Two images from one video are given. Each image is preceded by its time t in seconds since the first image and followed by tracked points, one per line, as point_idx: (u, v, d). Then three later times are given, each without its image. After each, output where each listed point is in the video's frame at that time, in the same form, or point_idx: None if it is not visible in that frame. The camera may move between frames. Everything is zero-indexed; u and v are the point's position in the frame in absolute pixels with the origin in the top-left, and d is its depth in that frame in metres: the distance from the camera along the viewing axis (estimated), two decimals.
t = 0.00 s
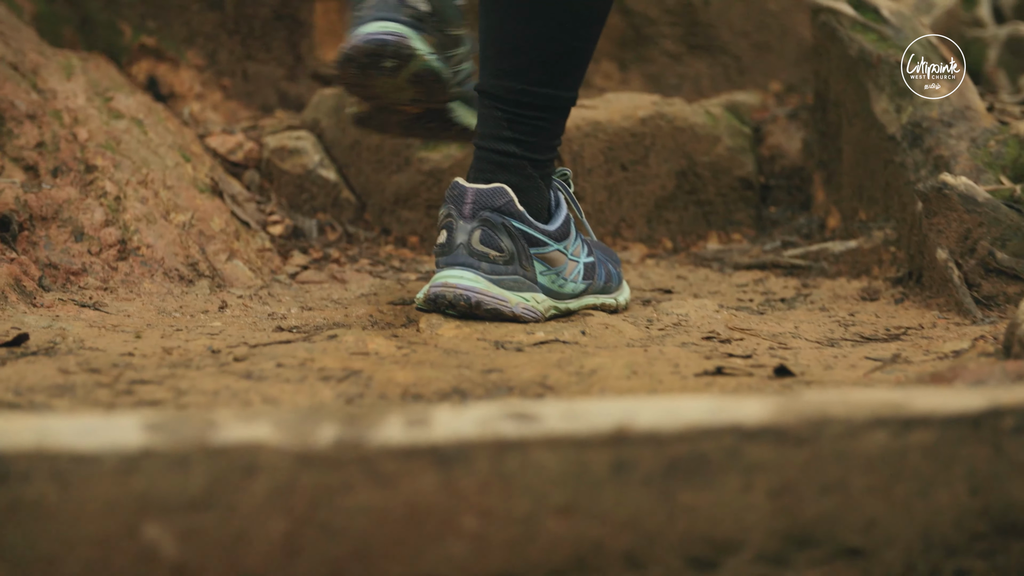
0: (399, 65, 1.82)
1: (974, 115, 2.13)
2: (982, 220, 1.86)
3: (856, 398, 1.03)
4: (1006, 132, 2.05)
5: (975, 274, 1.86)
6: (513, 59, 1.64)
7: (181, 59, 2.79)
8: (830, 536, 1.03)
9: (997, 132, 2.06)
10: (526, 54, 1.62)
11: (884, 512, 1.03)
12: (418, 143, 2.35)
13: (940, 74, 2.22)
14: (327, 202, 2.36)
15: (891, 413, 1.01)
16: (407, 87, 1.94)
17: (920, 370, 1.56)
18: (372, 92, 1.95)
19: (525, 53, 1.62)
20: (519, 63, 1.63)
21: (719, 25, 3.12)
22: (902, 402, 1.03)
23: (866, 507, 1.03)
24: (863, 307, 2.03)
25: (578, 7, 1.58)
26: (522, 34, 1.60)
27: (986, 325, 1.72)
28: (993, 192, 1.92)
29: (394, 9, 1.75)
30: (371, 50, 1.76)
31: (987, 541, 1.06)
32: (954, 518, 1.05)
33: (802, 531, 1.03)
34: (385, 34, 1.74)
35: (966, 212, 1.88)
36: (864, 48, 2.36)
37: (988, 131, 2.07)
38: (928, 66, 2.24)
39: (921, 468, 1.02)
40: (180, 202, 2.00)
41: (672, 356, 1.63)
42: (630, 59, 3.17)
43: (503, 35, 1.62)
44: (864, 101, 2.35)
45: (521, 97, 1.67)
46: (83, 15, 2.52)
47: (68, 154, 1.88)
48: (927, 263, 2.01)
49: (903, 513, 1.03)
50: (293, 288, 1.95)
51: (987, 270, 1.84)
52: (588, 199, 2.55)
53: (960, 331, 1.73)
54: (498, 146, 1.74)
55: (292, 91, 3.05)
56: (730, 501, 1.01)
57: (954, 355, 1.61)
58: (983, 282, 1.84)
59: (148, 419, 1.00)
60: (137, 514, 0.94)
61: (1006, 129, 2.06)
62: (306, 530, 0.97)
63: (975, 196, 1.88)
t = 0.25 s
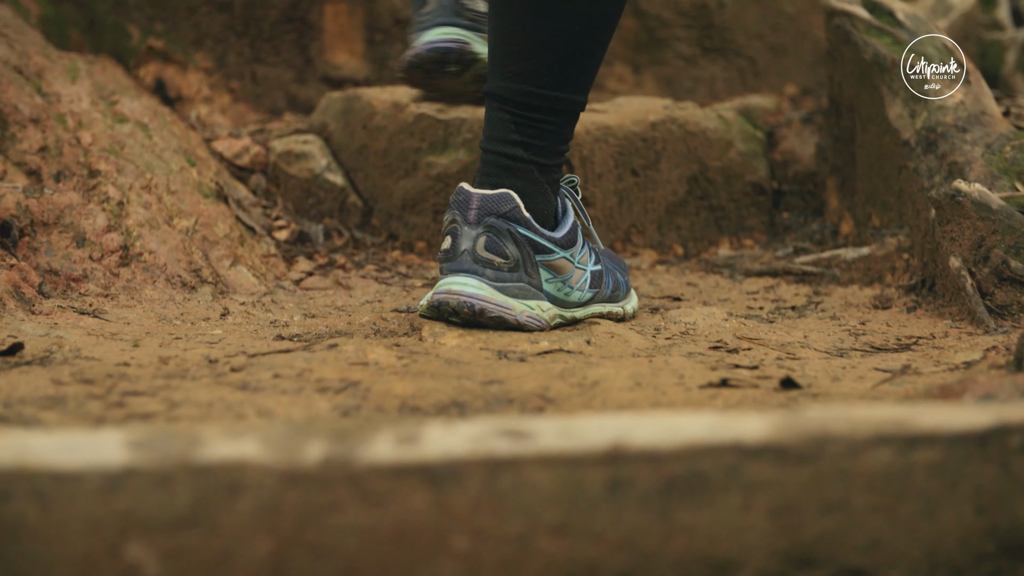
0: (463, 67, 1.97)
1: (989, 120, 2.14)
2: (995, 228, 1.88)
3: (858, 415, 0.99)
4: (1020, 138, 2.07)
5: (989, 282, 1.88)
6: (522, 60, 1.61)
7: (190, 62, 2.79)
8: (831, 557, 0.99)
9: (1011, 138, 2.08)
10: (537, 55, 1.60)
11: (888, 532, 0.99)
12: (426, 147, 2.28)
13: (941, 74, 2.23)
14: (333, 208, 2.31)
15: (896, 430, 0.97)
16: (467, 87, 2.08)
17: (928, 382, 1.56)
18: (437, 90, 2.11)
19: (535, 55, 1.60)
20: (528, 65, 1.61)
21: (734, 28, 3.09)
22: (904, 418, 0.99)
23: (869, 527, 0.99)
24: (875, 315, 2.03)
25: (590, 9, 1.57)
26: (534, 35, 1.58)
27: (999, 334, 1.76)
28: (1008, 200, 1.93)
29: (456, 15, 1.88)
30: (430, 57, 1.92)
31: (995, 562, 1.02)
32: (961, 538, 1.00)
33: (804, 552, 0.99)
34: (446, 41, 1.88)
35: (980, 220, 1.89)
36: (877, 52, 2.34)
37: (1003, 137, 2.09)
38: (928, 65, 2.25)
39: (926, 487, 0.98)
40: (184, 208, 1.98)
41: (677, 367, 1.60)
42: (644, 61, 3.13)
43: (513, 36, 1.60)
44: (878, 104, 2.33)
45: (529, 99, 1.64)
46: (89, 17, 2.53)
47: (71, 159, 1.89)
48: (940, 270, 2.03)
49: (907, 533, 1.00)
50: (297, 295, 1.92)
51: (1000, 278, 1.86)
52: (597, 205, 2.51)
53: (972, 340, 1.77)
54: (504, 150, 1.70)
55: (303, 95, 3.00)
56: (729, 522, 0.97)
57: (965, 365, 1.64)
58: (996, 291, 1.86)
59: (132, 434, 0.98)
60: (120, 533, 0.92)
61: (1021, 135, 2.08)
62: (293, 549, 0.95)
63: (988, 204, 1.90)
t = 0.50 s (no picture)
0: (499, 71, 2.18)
1: (993, 125, 2.11)
2: (997, 235, 1.85)
3: (848, 433, 0.96)
4: None
5: (989, 291, 1.86)
6: (520, 61, 1.58)
7: (187, 63, 2.79)
8: None
9: (1015, 143, 2.05)
10: (535, 55, 1.56)
11: (876, 553, 0.96)
12: (423, 151, 2.28)
13: (940, 75, 2.21)
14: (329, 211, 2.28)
15: (885, 449, 0.94)
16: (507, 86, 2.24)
17: (924, 396, 1.53)
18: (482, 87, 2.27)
19: (533, 56, 1.56)
20: (526, 65, 1.57)
21: (738, 29, 3.03)
22: (896, 437, 0.95)
23: (857, 548, 0.96)
24: (874, 323, 1.99)
25: (590, 8, 1.54)
26: (533, 35, 1.55)
27: (1000, 344, 1.74)
28: (1010, 207, 1.90)
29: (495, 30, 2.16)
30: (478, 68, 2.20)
31: None
32: (949, 559, 0.98)
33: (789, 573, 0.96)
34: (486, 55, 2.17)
35: (981, 227, 1.87)
36: (881, 55, 2.32)
37: (1006, 141, 2.05)
38: (928, 66, 2.23)
39: (915, 508, 0.94)
40: (176, 212, 1.97)
41: (669, 378, 1.57)
42: (646, 63, 3.09)
43: (511, 35, 1.56)
44: (880, 109, 2.31)
45: (526, 100, 1.61)
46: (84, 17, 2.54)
47: (62, 161, 1.87)
48: (940, 278, 2.00)
49: (895, 554, 0.97)
50: (289, 301, 1.90)
51: (1001, 287, 1.84)
52: (593, 209, 2.49)
53: (972, 351, 1.75)
54: (500, 153, 1.66)
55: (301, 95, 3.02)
56: (712, 543, 0.94)
57: (963, 377, 1.62)
58: (997, 300, 1.84)
59: (100, 450, 0.95)
60: (88, 552, 0.91)
61: None
62: (264, 569, 0.92)
63: (990, 210, 1.87)
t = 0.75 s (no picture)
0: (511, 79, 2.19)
1: (987, 130, 2.09)
2: (988, 244, 1.83)
3: (823, 455, 0.92)
4: (1018, 150, 2.02)
5: (981, 300, 1.85)
6: (510, 62, 1.56)
7: (172, 62, 2.55)
8: None
9: (1009, 149, 2.03)
10: (526, 57, 1.54)
11: None
12: (411, 154, 2.16)
13: (940, 75, 2.18)
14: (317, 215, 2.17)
15: (862, 471, 0.90)
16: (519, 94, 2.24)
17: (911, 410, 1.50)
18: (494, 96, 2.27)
19: (523, 57, 1.54)
20: (516, 67, 1.55)
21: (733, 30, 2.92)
22: (872, 459, 0.92)
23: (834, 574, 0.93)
24: (864, 332, 1.95)
25: (583, 10, 1.52)
26: (524, 36, 1.53)
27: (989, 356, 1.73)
28: (1002, 215, 1.89)
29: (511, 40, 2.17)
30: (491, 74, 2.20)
31: None
32: None
33: None
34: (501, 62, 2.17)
35: (973, 237, 1.84)
36: (875, 59, 2.28)
37: (1001, 147, 2.04)
38: (928, 66, 2.19)
39: (893, 531, 0.92)
40: (159, 216, 1.93)
41: (652, 391, 1.54)
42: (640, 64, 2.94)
43: (502, 36, 1.54)
44: (874, 113, 2.27)
45: (515, 101, 1.58)
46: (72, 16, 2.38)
47: (45, 164, 1.85)
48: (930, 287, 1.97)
49: None
50: (273, 306, 1.87)
51: (993, 296, 1.83)
52: (583, 214, 2.38)
53: (961, 364, 1.72)
54: (487, 156, 1.63)
55: (292, 97, 2.73)
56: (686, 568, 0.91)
57: (952, 390, 1.60)
58: (987, 309, 1.83)
59: (61, 472, 0.93)
60: None
61: (1020, 146, 2.03)
62: None
63: (982, 220, 1.85)
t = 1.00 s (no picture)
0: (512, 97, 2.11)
1: (979, 142, 2.05)
2: (979, 258, 1.81)
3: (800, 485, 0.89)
4: (1013, 161, 1.98)
5: (972, 316, 1.80)
6: (496, 67, 1.52)
7: (164, 69, 2.55)
8: None
9: (1002, 161, 2.00)
10: (512, 59, 1.51)
11: None
12: (398, 163, 2.13)
13: (940, 74, 2.15)
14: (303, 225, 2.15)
15: (839, 501, 0.88)
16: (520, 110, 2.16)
17: (898, 431, 1.47)
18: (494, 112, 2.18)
19: (510, 59, 1.51)
20: (503, 69, 1.52)
21: (728, 35, 2.92)
22: (851, 490, 0.89)
23: None
24: (853, 347, 1.92)
25: (570, 16, 1.50)
26: (511, 38, 1.49)
27: (979, 373, 1.68)
28: (992, 229, 1.86)
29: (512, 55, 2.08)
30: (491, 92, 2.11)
31: None
32: None
33: None
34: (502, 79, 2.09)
35: (963, 250, 1.82)
36: (867, 68, 2.23)
37: (994, 159, 2.00)
38: (928, 65, 2.16)
39: (873, 566, 0.88)
40: (142, 226, 1.91)
41: (635, 411, 1.52)
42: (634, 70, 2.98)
43: (489, 37, 1.51)
44: (866, 124, 2.22)
45: (501, 107, 1.55)
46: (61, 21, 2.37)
47: (27, 174, 1.81)
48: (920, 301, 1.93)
49: None
50: (257, 319, 1.84)
51: (983, 312, 1.78)
52: (572, 225, 2.32)
53: (950, 381, 1.68)
54: (472, 160, 1.60)
55: (281, 103, 2.77)
56: None
57: (939, 412, 1.55)
58: (979, 325, 1.78)
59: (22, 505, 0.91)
60: None
61: (1013, 158, 1.99)
62: None
63: (973, 233, 1.82)
